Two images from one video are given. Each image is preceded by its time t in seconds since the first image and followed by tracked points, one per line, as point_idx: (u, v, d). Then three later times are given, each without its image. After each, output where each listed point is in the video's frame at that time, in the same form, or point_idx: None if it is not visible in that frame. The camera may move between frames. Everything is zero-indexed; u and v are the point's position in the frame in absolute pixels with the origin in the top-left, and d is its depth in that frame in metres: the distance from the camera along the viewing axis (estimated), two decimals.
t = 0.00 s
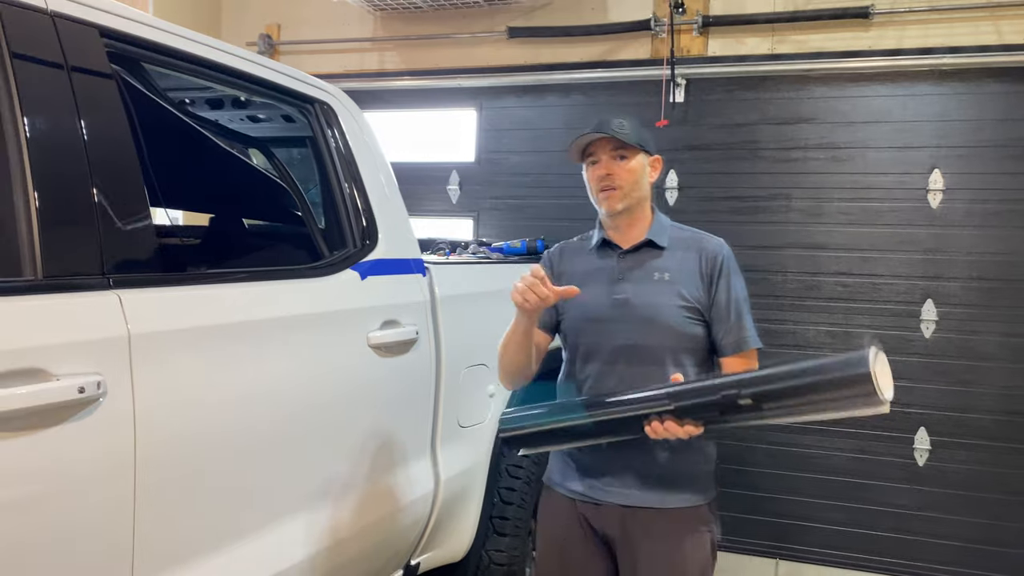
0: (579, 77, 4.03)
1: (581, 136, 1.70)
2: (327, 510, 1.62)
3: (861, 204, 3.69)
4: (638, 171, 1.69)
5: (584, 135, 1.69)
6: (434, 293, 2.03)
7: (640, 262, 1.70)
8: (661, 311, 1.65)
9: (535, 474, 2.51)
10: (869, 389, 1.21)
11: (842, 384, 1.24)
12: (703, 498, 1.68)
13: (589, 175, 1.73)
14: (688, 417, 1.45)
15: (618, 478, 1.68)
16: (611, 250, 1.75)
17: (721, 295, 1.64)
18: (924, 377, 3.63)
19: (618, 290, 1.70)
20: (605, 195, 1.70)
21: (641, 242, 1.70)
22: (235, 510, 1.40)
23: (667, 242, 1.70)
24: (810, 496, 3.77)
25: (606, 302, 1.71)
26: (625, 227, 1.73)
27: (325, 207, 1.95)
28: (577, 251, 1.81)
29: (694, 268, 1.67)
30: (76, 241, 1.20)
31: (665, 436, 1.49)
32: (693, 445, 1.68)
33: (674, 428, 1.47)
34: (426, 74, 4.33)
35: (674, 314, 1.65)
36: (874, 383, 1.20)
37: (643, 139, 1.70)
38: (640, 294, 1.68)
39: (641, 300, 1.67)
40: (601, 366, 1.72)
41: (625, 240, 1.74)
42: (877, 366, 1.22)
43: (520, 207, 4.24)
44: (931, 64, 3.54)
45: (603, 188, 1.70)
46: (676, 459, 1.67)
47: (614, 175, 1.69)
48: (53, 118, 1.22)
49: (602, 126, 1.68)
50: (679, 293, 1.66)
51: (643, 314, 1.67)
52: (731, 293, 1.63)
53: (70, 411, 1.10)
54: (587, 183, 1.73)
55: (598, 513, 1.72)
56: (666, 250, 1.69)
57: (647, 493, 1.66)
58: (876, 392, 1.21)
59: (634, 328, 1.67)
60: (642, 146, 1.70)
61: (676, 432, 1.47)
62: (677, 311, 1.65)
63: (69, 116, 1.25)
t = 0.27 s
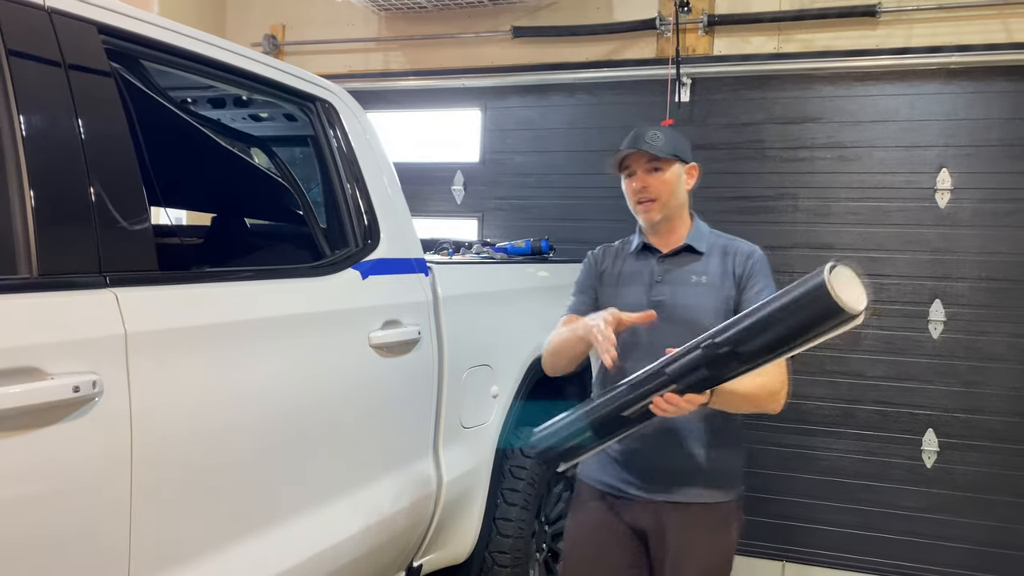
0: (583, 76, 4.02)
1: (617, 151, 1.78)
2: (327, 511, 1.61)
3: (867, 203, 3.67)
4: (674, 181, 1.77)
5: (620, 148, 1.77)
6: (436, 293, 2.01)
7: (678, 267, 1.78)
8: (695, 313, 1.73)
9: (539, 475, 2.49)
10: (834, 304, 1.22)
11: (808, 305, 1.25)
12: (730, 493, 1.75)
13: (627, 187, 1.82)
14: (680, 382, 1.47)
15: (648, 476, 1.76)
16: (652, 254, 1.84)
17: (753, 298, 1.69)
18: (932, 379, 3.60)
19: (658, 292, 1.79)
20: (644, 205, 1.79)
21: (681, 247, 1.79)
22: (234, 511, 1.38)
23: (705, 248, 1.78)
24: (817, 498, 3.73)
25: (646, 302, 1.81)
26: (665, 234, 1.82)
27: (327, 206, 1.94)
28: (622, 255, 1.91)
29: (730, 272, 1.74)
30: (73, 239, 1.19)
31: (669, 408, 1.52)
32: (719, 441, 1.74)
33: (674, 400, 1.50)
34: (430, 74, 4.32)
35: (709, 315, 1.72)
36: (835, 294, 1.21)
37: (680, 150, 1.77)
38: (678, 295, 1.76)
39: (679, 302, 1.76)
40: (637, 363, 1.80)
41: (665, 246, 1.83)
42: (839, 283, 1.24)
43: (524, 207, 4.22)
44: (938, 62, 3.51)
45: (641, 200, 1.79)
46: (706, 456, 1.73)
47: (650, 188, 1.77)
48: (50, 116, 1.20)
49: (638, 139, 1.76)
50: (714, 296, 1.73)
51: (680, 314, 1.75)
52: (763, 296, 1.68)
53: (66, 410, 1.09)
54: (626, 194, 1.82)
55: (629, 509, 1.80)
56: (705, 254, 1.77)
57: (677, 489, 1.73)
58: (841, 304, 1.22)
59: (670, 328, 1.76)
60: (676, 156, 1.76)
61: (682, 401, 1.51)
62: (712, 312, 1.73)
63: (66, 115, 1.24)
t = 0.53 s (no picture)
0: (586, 75, 3.99)
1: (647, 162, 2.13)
2: (326, 515, 1.58)
3: (872, 203, 3.64)
4: (701, 184, 2.09)
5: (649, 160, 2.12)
6: (437, 294, 1.99)
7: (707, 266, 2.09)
8: (727, 304, 2.02)
9: (541, 478, 2.46)
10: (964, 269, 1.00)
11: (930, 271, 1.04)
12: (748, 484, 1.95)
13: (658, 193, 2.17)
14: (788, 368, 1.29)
15: (677, 471, 1.92)
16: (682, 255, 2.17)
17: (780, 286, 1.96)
18: (938, 380, 3.57)
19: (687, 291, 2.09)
20: (675, 209, 2.11)
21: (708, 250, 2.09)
22: (231, 515, 1.36)
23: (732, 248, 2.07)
24: (823, 501, 3.70)
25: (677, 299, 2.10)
26: (695, 233, 2.14)
27: (326, 206, 1.91)
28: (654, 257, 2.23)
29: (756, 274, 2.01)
30: (66, 240, 1.17)
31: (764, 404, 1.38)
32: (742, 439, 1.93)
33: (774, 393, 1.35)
34: (431, 73, 4.29)
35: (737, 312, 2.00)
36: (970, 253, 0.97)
37: (704, 156, 2.11)
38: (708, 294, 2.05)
39: (710, 301, 2.04)
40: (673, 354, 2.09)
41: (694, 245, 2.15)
42: (971, 240, 0.99)
43: (527, 207, 4.20)
44: (944, 60, 3.48)
45: (673, 205, 2.11)
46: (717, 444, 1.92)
47: (679, 194, 2.10)
48: (43, 114, 1.18)
49: (667, 151, 2.10)
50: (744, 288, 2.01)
51: (711, 312, 2.03)
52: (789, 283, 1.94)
53: (58, 413, 1.07)
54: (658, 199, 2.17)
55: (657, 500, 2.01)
56: (732, 257, 2.07)
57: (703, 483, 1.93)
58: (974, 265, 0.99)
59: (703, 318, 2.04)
60: (702, 162, 2.10)
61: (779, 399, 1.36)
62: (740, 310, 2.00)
63: (60, 114, 1.21)
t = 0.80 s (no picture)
0: (584, 73, 3.96)
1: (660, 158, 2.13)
2: (321, 520, 1.54)
3: (874, 202, 3.61)
4: (714, 184, 2.11)
5: (662, 154, 2.12)
6: (435, 294, 1.95)
7: (709, 262, 2.10)
8: (730, 297, 2.03)
9: (540, 480, 2.43)
10: None
11: None
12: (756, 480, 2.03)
13: (670, 191, 2.17)
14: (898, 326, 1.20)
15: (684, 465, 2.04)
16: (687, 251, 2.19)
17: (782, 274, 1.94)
18: (940, 380, 3.54)
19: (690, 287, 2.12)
20: (685, 206, 2.12)
21: (712, 246, 2.10)
22: (223, 521, 1.32)
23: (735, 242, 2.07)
24: (824, 502, 3.68)
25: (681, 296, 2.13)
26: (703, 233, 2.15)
27: (321, 205, 1.86)
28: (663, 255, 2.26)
29: (757, 266, 2.01)
30: (51, 240, 1.13)
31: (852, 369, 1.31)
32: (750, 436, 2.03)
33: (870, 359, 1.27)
34: (428, 71, 4.26)
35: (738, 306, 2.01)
36: None
37: (716, 154, 2.12)
38: (710, 289, 2.07)
39: (713, 296, 2.06)
40: (678, 349, 2.12)
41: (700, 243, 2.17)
42: None
43: (525, 206, 4.16)
44: (946, 57, 3.45)
45: (685, 203, 2.12)
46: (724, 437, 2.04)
47: (692, 192, 2.11)
48: (28, 110, 1.14)
49: (680, 145, 2.10)
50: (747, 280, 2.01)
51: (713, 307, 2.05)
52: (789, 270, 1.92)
53: (44, 418, 1.03)
54: (670, 197, 2.17)
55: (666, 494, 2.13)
56: (734, 251, 2.07)
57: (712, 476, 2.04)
58: None
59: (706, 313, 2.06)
60: (717, 161, 2.12)
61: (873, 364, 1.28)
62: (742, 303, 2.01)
63: (45, 109, 1.17)
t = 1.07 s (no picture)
0: (582, 72, 3.92)
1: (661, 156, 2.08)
2: (316, 532, 1.49)
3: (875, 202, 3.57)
4: (714, 184, 2.07)
5: (663, 152, 2.07)
6: (433, 297, 1.90)
7: (709, 263, 2.05)
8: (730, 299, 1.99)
9: (540, 486, 2.37)
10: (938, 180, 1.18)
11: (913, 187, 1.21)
12: (761, 484, 2.01)
13: (670, 189, 2.12)
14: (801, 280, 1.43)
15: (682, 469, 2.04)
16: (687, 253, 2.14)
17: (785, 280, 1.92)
18: (943, 383, 3.50)
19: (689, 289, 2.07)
20: (685, 205, 2.08)
21: (711, 247, 2.06)
22: (214, 535, 1.27)
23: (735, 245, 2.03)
24: (826, 506, 3.63)
25: (680, 298, 2.08)
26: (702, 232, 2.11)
27: (316, 206, 1.80)
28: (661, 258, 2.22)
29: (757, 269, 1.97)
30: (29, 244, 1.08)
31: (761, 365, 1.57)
32: (754, 442, 2.01)
33: (770, 338, 1.52)
34: (424, 70, 4.20)
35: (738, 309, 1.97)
36: None
37: (717, 154, 2.08)
38: (709, 291, 2.03)
39: (712, 298, 2.02)
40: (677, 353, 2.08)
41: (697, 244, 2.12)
42: None
43: (523, 207, 4.11)
44: (948, 56, 3.42)
45: (684, 201, 2.08)
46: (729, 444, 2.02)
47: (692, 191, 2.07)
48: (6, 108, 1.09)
49: (682, 144, 2.06)
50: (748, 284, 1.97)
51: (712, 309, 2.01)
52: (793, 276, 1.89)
53: (22, 431, 0.98)
54: (669, 195, 2.13)
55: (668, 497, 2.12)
56: (734, 252, 2.03)
57: (715, 480, 2.02)
58: (944, 182, 1.19)
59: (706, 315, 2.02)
60: (717, 160, 2.07)
61: (771, 344, 1.52)
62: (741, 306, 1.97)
63: (26, 108, 1.12)
